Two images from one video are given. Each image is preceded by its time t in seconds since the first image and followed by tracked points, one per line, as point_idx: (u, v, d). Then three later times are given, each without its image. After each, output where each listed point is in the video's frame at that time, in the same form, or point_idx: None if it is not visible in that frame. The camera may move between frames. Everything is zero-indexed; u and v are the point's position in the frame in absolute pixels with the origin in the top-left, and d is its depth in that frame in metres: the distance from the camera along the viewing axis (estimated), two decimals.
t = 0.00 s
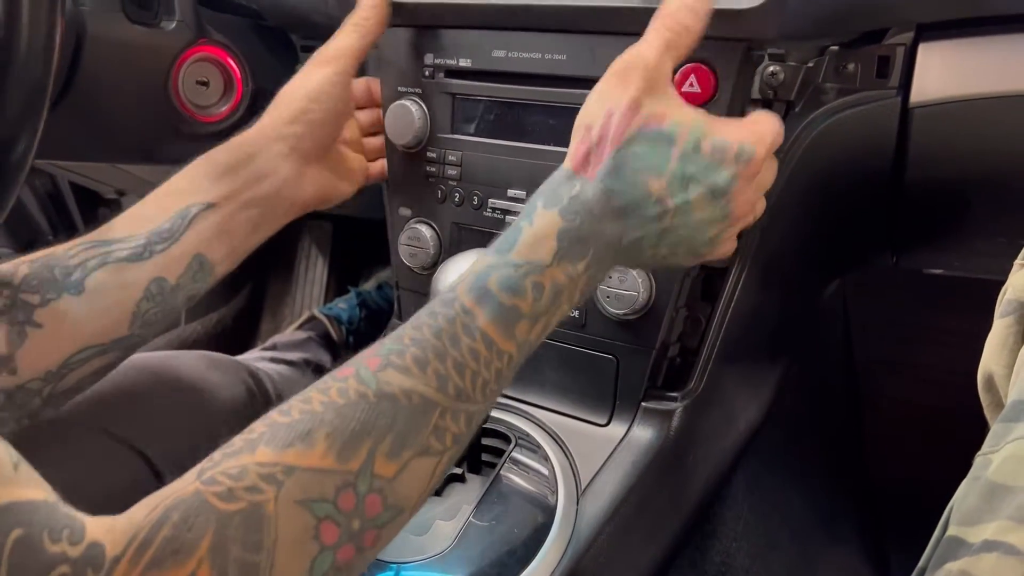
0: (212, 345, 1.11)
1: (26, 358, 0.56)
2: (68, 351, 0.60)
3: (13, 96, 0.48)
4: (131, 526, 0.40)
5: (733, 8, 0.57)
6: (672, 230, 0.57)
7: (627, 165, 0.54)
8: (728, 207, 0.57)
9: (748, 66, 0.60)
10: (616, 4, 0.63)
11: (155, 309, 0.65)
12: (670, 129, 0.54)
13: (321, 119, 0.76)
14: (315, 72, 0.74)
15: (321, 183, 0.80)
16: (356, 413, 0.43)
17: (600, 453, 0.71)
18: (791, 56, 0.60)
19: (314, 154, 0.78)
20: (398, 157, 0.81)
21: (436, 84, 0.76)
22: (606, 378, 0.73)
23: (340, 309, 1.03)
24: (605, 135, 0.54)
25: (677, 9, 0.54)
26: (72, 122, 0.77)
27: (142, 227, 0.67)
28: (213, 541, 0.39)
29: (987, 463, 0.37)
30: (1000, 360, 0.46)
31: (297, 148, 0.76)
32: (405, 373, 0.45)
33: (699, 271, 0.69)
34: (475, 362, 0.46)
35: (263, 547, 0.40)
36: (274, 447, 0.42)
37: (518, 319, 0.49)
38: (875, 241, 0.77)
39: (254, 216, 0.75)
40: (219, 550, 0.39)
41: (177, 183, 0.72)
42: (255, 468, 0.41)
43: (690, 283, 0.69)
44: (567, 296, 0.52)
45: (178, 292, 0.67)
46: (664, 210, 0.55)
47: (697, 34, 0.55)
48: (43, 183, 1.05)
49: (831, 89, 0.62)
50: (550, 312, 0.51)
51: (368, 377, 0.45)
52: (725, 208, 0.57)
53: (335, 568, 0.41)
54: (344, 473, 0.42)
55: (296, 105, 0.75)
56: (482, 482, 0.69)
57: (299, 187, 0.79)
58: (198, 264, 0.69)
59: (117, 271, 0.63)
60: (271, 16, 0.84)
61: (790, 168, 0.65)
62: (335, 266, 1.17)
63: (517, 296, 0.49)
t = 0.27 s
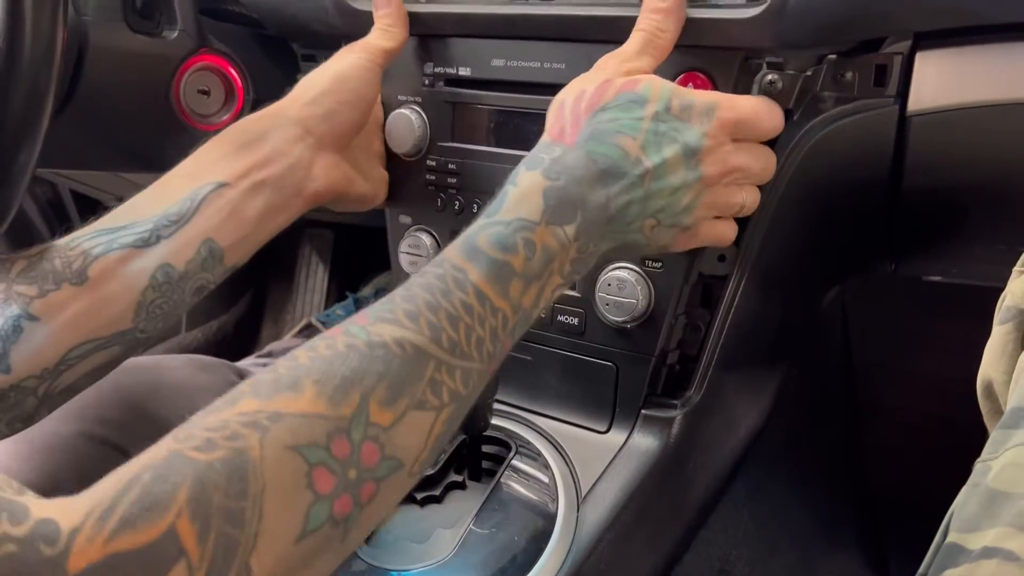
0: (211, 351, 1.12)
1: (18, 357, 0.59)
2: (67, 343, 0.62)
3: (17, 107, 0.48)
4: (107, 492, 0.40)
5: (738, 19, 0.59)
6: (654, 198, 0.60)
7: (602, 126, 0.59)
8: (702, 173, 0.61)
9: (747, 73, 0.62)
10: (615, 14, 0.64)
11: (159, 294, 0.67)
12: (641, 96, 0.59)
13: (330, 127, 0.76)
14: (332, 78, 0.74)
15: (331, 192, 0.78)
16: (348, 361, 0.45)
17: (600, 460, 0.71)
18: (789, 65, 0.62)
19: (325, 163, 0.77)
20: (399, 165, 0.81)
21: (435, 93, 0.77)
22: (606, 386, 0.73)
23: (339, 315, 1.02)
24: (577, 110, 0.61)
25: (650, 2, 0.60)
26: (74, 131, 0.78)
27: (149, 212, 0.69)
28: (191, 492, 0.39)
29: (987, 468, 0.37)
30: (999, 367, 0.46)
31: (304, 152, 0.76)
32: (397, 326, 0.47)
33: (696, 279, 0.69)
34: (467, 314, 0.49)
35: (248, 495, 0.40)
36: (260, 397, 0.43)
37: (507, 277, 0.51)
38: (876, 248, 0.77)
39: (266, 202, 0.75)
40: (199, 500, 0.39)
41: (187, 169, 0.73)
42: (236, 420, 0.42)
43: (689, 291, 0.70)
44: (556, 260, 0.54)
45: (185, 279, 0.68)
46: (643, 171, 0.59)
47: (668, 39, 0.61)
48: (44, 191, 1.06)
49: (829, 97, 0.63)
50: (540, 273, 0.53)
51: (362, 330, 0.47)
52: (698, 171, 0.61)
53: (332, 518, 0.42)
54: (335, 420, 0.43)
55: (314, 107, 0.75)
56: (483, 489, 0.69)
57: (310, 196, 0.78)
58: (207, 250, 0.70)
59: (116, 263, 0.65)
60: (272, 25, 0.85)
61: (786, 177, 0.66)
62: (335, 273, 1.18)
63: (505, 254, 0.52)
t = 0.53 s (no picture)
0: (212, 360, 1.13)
1: (19, 355, 0.58)
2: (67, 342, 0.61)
3: (23, 119, 0.48)
4: (92, 460, 0.37)
5: (741, 29, 0.60)
6: (659, 192, 0.60)
7: (604, 123, 0.59)
8: (704, 173, 0.61)
9: (749, 84, 0.62)
10: (618, 24, 0.64)
11: (164, 293, 0.66)
12: (644, 93, 0.60)
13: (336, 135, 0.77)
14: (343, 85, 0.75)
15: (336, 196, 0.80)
16: (355, 333, 0.44)
17: (602, 471, 0.71)
18: (791, 75, 0.62)
19: (330, 167, 0.78)
20: (400, 174, 0.81)
21: (437, 102, 0.77)
22: (608, 396, 0.73)
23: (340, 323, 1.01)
24: (580, 108, 0.61)
25: (657, 15, 0.61)
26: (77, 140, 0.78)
27: (156, 211, 0.69)
28: (183, 456, 0.37)
29: (990, 479, 0.37)
30: (1001, 378, 0.46)
31: (309, 156, 0.78)
32: (406, 301, 0.46)
33: (698, 289, 0.69)
34: (477, 293, 0.48)
35: (246, 461, 0.38)
36: (262, 366, 0.42)
37: (516, 258, 0.50)
38: (875, 259, 0.77)
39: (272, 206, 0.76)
40: (191, 465, 0.37)
41: (195, 171, 0.74)
42: (235, 386, 0.41)
43: (691, 301, 0.70)
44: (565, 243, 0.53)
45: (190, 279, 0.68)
46: (649, 167, 0.59)
47: (673, 51, 0.61)
48: (46, 200, 1.07)
49: (831, 108, 0.63)
50: (549, 258, 0.52)
51: (369, 305, 0.46)
52: (701, 171, 0.61)
53: (335, 491, 0.40)
54: (340, 389, 0.42)
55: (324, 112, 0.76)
56: (486, 499, 0.69)
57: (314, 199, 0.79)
58: (212, 251, 0.70)
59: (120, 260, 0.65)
60: (275, 36, 0.85)
61: (790, 185, 0.66)
62: (336, 281, 1.18)
63: (515, 236, 0.51)
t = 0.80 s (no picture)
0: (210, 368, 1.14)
1: (19, 362, 0.57)
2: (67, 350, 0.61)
3: (22, 128, 0.48)
4: (90, 460, 0.37)
5: (736, 39, 0.60)
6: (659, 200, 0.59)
7: (604, 131, 0.59)
8: (703, 184, 0.61)
9: (744, 93, 0.63)
10: (615, 33, 0.65)
11: (164, 301, 0.66)
12: (645, 102, 0.60)
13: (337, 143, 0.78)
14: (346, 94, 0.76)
15: (338, 207, 0.80)
16: (356, 335, 0.44)
17: (600, 478, 0.71)
18: (786, 84, 0.62)
19: (331, 178, 0.79)
20: (400, 183, 0.82)
21: (435, 112, 0.77)
22: (606, 404, 0.73)
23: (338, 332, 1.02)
24: (579, 117, 0.61)
25: (656, 23, 0.61)
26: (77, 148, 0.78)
27: (158, 220, 0.69)
28: (184, 453, 0.37)
29: (986, 487, 0.38)
30: (996, 385, 0.46)
31: (311, 167, 0.78)
32: (406, 304, 0.46)
33: (695, 296, 0.69)
34: (477, 296, 0.48)
35: (246, 461, 0.38)
36: (262, 366, 0.42)
37: (516, 263, 0.51)
38: (873, 269, 0.77)
39: (274, 212, 0.76)
40: (191, 463, 0.37)
41: (198, 181, 0.75)
42: (237, 385, 0.41)
43: (689, 309, 0.70)
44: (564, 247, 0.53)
45: (191, 287, 0.68)
46: (648, 176, 0.58)
47: (672, 59, 0.62)
48: (47, 208, 1.08)
49: (827, 116, 0.64)
50: (549, 263, 0.52)
51: (369, 308, 0.46)
52: (700, 180, 0.61)
53: (336, 492, 0.40)
54: (341, 390, 0.42)
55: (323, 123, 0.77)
56: (484, 507, 0.70)
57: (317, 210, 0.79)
58: (213, 259, 0.70)
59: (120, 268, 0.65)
60: (274, 45, 0.86)
61: (785, 197, 0.67)
62: (335, 289, 1.18)
63: (516, 241, 0.51)
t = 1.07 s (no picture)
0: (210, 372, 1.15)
1: (11, 372, 0.57)
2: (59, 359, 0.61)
3: (24, 131, 0.48)
4: (90, 450, 0.37)
5: (737, 43, 0.60)
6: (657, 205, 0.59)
7: (606, 136, 0.59)
8: (703, 191, 0.61)
9: (743, 97, 0.63)
10: (616, 38, 0.65)
11: (155, 310, 0.67)
12: (646, 106, 0.60)
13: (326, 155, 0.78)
14: (329, 112, 0.76)
15: (331, 215, 0.80)
16: (356, 334, 0.44)
17: (601, 482, 0.71)
18: (786, 88, 0.62)
19: (323, 189, 0.79)
20: (400, 188, 0.82)
21: (435, 117, 0.77)
22: (607, 407, 0.73)
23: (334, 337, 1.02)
24: (579, 122, 0.61)
25: (655, 28, 0.61)
26: (77, 152, 0.78)
27: (154, 228, 0.70)
28: (181, 450, 0.37)
29: (986, 489, 0.38)
30: (995, 388, 0.46)
31: (303, 177, 0.78)
32: (407, 304, 0.46)
33: (695, 301, 0.69)
34: (478, 299, 0.48)
35: (244, 458, 0.38)
36: (260, 364, 0.42)
37: (516, 266, 0.51)
38: (870, 273, 0.78)
39: (265, 224, 0.77)
40: (188, 458, 0.37)
41: (190, 190, 0.75)
42: (234, 381, 0.41)
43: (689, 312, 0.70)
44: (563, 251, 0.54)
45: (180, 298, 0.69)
46: (649, 182, 0.59)
47: (671, 64, 0.62)
48: (45, 213, 1.06)
49: (826, 120, 0.64)
50: (548, 266, 0.53)
51: (369, 308, 0.46)
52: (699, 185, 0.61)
53: (334, 492, 0.40)
54: (341, 389, 0.42)
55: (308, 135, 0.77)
56: (484, 510, 0.69)
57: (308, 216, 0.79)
58: (203, 271, 0.71)
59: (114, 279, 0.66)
60: (274, 49, 0.86)
61: (783, 203, 0.67)
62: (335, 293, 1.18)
63: (516, 244, 0.52)
